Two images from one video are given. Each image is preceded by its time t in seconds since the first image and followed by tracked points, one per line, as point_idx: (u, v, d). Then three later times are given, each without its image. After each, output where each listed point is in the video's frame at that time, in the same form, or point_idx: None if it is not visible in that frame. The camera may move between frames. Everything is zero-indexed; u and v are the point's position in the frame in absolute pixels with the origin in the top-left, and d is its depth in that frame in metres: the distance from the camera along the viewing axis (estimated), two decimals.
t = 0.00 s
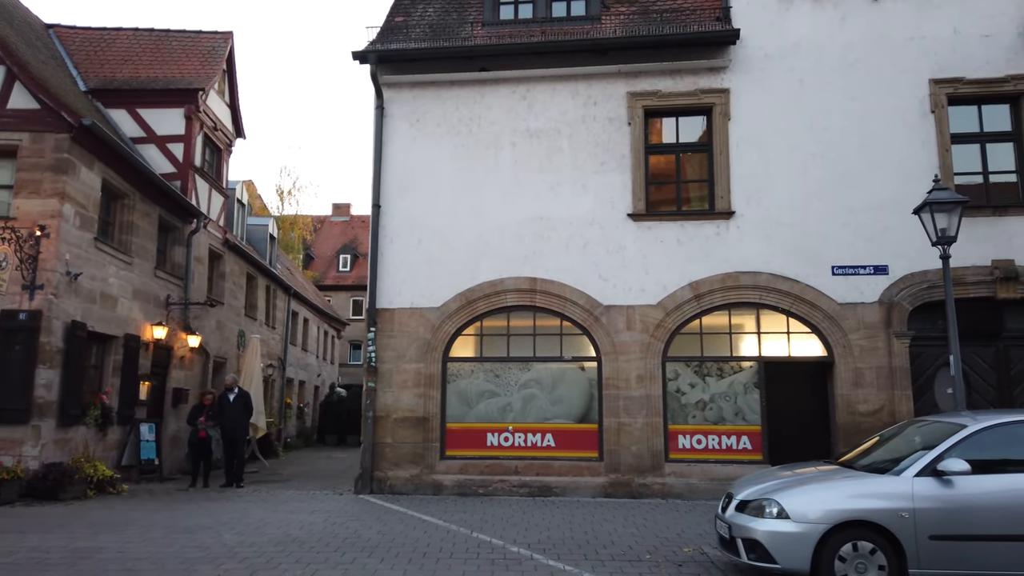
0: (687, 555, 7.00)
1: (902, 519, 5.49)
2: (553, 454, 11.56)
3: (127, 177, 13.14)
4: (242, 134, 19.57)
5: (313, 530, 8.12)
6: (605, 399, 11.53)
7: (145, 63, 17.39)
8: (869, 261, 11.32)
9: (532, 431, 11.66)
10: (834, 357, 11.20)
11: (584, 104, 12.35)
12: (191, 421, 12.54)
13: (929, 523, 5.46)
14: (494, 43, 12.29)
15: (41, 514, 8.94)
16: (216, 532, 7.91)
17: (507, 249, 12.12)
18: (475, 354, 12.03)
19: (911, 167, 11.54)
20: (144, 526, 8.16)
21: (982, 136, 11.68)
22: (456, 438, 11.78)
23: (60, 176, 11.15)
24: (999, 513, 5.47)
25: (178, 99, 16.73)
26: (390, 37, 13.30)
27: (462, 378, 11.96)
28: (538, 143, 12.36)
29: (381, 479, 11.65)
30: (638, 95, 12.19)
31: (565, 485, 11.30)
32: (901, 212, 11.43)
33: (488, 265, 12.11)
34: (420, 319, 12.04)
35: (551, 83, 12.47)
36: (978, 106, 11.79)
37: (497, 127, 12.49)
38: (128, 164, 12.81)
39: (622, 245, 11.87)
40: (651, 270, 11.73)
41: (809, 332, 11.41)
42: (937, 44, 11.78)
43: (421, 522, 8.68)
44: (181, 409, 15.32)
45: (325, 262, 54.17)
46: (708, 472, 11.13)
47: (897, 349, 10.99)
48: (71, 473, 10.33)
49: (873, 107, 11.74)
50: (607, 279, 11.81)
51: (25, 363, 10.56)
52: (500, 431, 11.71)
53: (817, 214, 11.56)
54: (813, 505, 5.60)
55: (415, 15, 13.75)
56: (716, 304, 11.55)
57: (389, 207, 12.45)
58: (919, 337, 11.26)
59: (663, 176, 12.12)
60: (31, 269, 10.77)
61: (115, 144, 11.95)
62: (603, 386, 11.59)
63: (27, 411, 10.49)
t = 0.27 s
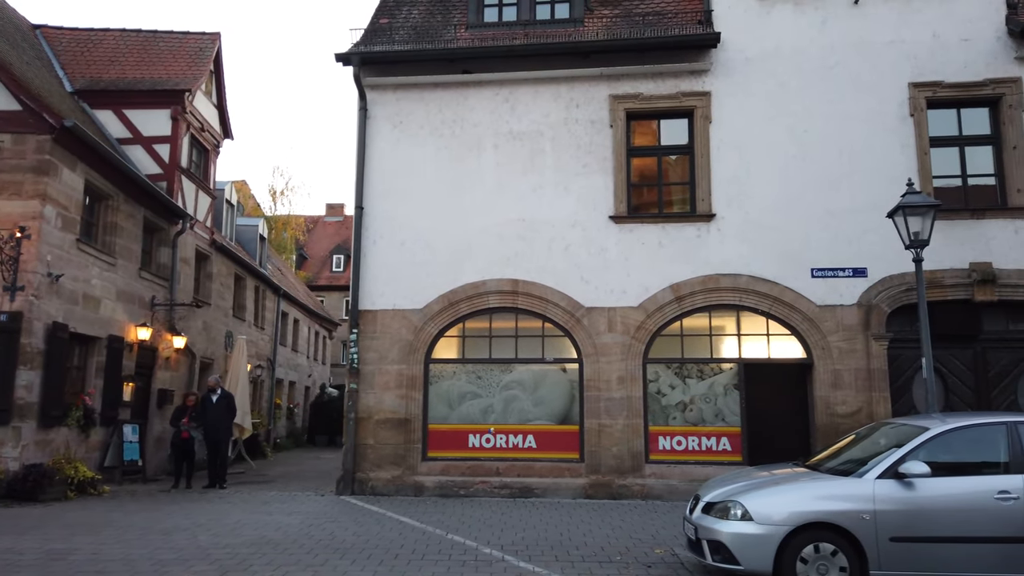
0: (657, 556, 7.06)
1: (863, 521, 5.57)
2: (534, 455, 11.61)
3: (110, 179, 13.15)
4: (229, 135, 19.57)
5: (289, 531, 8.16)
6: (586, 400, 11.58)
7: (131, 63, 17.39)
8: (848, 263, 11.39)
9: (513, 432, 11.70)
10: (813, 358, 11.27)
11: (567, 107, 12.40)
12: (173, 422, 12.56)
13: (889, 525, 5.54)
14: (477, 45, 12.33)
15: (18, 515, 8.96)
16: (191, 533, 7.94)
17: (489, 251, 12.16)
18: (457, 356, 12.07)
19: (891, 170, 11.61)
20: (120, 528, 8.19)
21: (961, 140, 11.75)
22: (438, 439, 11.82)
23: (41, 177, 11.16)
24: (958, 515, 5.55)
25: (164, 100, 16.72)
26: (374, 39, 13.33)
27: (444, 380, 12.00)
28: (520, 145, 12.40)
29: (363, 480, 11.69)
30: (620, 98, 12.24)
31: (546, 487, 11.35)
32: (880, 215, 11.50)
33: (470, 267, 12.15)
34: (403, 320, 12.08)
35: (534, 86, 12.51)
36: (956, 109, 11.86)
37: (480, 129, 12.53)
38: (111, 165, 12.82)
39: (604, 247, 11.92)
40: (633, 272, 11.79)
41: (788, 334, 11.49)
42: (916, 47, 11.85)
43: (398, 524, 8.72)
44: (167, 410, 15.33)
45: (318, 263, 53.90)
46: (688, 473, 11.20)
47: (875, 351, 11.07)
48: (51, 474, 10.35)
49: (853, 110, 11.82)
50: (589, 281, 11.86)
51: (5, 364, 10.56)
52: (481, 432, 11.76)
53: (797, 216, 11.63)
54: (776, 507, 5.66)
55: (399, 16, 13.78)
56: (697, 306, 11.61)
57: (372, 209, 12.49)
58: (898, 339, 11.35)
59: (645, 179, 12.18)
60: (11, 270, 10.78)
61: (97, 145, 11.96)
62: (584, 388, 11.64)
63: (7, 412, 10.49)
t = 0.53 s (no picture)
0: (631, 556, 7.12)
1: (828, 520, 5.63)
2: (516, 455, 11.65)
3: (94, 178, 13.15)
4: (217, 134, 19.54)
5: (267, 531, 8.17)
6: (568, 401, 11.63)
7: (118, 62, 17.36)
8: (829, 265, 11.46)
9: (496, 432, 11.74)
10: (793, 359, 11.34)
11: (551, 108, 12.44)
12: (157, 422, 12.55)
13: (854, 525, 5.61)
14: (461, 46, 12.35)
15: None
16: (168, 533, 7.95)
17: (473, 251, 12.19)
18: (440, 356, 12.09)
19: (871, 172, 11.67)
20: (97, 527, 8.19)
21: (941, 142, 11.81)
22: (421, 439, 11.84)
23: (23, 176, 11.14)
24: (922, 515, 5.61)
25: (151, 99, 16.69)
26: (359, 39, 13.33)
27: (427, 380, 12.02)
28: (504, 145, 12.43)
29: (345, 480, 11.71)
30: (604, 99, 12.29)
31: (528, 486, 11.39)
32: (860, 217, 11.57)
33: (453, 267, 12.18)
34: (386, 320, 12.10)
35: (518, 87, 12.55)
36: (937, 111, 11.92)
37: (464, 130, 12.56)
38: (95, 164, 12.82)
39: (587, 248, 11.96)
40: (615, 272, 11.83)
41: (769, 334, 11.56)
42: (897, 49, 11.90)
43: (376, 523, 8.74)
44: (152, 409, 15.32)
45: (310, 262, 53.71)
46: (669, 473, 11.25)
47: (854, 352, 11.15)
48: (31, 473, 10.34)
49: (834, 112, 11.88)
50: (572, 282, 11.90)
51: None
52: (464, 432, 11.79)
53: (779, 218, 11.69)
54: (743, 507, 5.72)
55: (385, 17, 13.79)
56: (678, 306, 11.67)
57: (355, 209, 12.50)
58: (877, 340, 11.44)
59: (628, 180, 12.23)
60: None
61: (80, 145, 11.96)
62: (566, 388, 11.68)
63: None
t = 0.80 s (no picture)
0: (591, 555, 7.18)
1: (780, 519, 5.88)
2: (484, 454, 11.66)
3: (59, 174, 13.00)
4: (189, 130, 19.34)
5: (228, 531, 8.12)
6: (537, 400, 11.67)
7: (88, 56, 17.12)
8: (795, 266, 11.60)
9: (464, 431, 11.75)
10: (759, 360, 11.47)
11: (522, 109, 12.46)
12: (121, 421, 12.40)
13: (805, 523, 5.87)
14: (433, 45, 12.32)
15: None
16: (127, 533, 7.87)
17: (443, 251, 12.19)
18: (410, 355, 12.08)
19: (838, 175, 11.81)
20: (54, 527, 8.09)
21: (906, 146, 11.95)
22: (389, 439, 11.82)
23: None
24: (872, 513, 5.91)
25: (120, 93, 16.48)
26: (332, 36, 13.26)
27: (396, 379, 12.01)
28: (476, 145, 12.44)
29: (313, 479, 11.67)
30: (575, 100, 12.34)
31: (495, 486, 11.41)
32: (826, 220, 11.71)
33: (424, 266, 12.16)
34: (355, 319, 12.05)
35: (490, 87, 12.56)
36: (902, 117, 12.06)
37: (435, 129, 12.54)
38: (60, 160, 12.67)
39: (557, 248, 12.00)
40: (585, 273, 11.89)
41: (735, 335, 11.69)
42: (864, 54, 12.03)
43: (340, 523, 8.71)
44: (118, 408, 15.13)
45: (287, 260, 53.19)
46: (635, 472, 11.34)
47: (818, 353, 11.30)
48: None
49: (802, 116, 12.00)
50: (542, 282, 11.94)
51: None
52: (432, 432, 11.78)
53: (747, 220, 11.81)
54: (699, 506, 5.90)
55: (358, 14, 13.72)
56: (647, 307, 11.75)
57: (326, 207, 12.45)
58: (841, 341, 11.63)
59: (599, 181, 12.29)
60: None
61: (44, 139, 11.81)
62: (535, 387, 11.72)
63: None
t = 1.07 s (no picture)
0: (525, 553, 7.25)
1: (706, 516, 6.08)
2: (424, 454, 11.63)
3: None
4: (126, 120, 18.75)
5: (156, 532, 7.91)
6: (477, 400, 11.69)
7: (19, 41, 16.46)
8: (732, 270, 11.89)
9: (404, 431, 11.69)
10: (696, 360, 11.73)
11: (468, 108, 12.46)
12: (47, 420, 11.96)
13: (730, 520, 6.08)
14: (379, 41, 12.22)
15: None
16: (48, 536, 7.60)
17: (386, 249, 12.10)
18: (350, 354, 11.96)
19: (774, 182, 12.15)
20: None
21: (838, 155, 12.35)
22: (328, 438, 11.68)
23: None
24: (793, 510, 6.14)
25: (52, 80, 15.86)
26: (275, 29, 13.02)
27: (336, 378, 11.88)
28: (421, 143, 12.39)
29: (248, 479, 11.46)
30: (521, 101, 12.40)
31: (435, 485, 11.40)
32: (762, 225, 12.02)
33: (366, 264, 12.05)
34: (295, 317, 11.87)
35: (436, 85, 12.52)
36: (835, 127, 12.45)
37: (380, 126, 12.45)
38: None
39: (500, 248, 12.04)
40: (528, 273, 11.96)
41: (673, 336, 11.93)
42: (800, 65, 12.40)
43: (273, 523, 8.57)
44: (44, 406, 14.58)
45: (229, 256, 51.88)
46: (574, 471, 11.46)
47: (752, 355, 11.63)
48: None
49: (741, 123, 12.30)
50: (485, 282, 11.96)
51: None
52: (372, 431, 11.69)
53: (687, 224, 12.04)
54: (629, 504, 6.07)
55: (303, 7, 13.49)
56: (589, 308, 11.88)
57: (266, 202, 12.23)
58: (774, 343, 11.99)
59: (543, 182, 12.38)
60: None
61: None
62: (476, 387, 11.74)
63: None
